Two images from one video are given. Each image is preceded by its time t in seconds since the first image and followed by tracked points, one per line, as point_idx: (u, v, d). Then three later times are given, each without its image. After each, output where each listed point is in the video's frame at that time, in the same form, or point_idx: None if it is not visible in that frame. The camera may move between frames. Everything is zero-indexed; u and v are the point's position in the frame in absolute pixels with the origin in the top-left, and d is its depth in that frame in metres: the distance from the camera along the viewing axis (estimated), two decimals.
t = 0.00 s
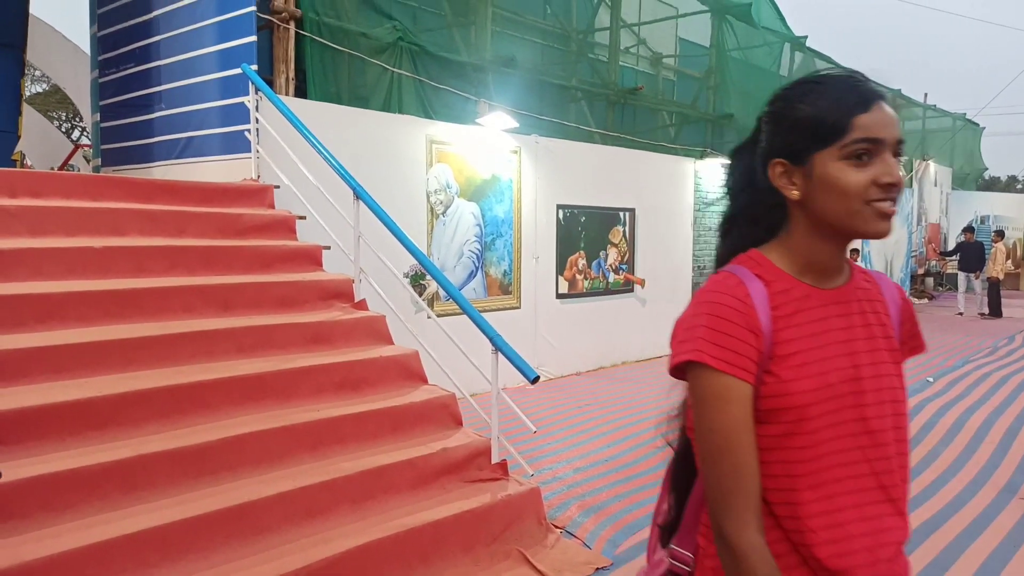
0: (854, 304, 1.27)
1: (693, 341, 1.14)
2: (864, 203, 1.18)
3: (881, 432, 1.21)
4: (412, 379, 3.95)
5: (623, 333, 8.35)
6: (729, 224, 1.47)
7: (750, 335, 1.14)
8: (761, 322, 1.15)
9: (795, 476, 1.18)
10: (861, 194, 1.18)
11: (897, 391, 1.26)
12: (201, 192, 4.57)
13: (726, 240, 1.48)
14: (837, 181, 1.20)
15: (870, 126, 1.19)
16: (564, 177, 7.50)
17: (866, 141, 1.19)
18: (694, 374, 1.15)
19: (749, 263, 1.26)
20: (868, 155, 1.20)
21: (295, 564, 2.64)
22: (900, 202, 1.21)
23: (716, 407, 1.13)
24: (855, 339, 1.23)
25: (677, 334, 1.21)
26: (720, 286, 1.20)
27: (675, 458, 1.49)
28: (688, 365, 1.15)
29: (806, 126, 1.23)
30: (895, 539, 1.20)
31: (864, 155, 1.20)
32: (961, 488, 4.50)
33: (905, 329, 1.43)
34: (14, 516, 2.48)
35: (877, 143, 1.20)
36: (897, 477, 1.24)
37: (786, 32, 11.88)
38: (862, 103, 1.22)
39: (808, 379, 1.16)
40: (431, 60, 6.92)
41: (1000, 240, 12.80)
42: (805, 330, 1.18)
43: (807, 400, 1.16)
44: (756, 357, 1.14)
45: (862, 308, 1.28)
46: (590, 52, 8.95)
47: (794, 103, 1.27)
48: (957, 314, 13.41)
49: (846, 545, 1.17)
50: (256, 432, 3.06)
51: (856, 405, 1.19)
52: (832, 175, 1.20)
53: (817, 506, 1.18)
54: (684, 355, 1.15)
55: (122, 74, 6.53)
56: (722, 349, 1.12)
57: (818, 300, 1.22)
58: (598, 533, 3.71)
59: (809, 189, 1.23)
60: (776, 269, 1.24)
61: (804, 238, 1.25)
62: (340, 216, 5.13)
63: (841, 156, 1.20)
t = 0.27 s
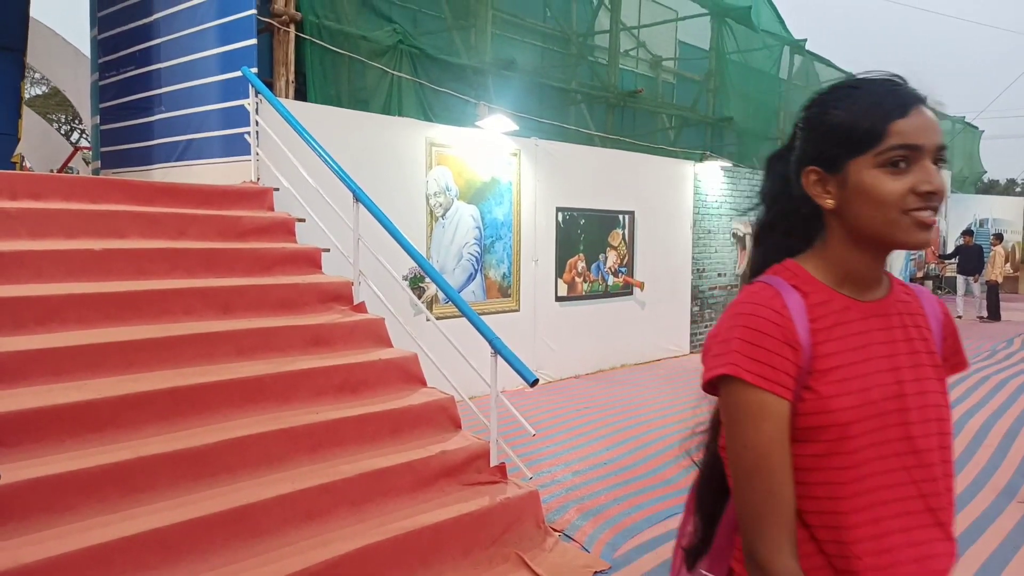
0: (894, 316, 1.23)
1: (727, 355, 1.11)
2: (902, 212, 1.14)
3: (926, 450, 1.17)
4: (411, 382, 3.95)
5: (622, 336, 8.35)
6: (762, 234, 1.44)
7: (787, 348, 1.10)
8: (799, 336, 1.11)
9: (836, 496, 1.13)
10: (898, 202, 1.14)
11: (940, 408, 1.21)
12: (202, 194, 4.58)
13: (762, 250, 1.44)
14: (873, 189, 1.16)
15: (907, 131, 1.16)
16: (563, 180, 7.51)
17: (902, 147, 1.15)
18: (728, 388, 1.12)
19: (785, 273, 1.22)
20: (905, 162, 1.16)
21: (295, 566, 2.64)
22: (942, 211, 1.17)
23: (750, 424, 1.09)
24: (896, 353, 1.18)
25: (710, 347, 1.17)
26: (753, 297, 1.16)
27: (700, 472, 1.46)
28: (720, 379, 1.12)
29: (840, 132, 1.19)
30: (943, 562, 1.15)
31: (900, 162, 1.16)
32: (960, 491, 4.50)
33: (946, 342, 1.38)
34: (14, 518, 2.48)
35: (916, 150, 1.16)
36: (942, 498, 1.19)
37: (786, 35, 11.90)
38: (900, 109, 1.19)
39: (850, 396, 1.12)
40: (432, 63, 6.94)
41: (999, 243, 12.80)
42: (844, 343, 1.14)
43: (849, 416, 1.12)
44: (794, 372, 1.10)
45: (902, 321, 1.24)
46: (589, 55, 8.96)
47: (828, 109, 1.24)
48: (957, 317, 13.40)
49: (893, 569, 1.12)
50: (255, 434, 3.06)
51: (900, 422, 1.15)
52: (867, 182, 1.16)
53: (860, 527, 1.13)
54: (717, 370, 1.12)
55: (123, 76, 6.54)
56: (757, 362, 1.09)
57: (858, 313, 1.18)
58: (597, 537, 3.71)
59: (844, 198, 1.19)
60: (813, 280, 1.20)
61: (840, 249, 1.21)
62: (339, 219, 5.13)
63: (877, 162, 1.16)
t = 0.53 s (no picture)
0: (939, 332, 1.21)
1: (765, 368, 1.11)
2: (942, 221, 1.13)
3: (974, 470, 1.14)
4: (408, 386, 3.94)
5: (618, 341, 8.35)
6: (800, 245, 1.43)
7: (829, 362, 1.09)
8: (842, 350, 1.10)
9: (879, 516, 1.11)
10: (939, 212, 1.12)
11: (990, 426, 1.18)
12: (199, 197, 4.57)
13: (800, 260, 1.42)
14: (912, 199, 1.15)
15: (947, 138, 1.14)
16: (561, 185, 7.51)
17: (942, 156, 1.14)
18: (767, 403, 1.11)
19: (825, 286, 1.21)
20: (945, 170, 1.14)
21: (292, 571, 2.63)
22: (986, 219, 1.15)
23: (787, 439, 1.09)
24: (943, 369, 1.16)
25: (748, 360, 1.17)
26: (793, 310, 1.16)
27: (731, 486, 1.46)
28: (759, 393, 1.11)
29: (878, 139, 1.19)
30: None
31: (940, 170, 1.15)
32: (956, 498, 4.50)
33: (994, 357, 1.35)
34: (11, 522, 2.46)
35: (957, 157, 1.14)
36: (994, 520, 1.16)
37: (782, 41, 11.96)
38: (941, 115, 1.17)
39: (896, 413, 1.10)
40: (430, 67, 6.95)
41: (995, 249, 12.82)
42: (889, 358, 1.13)
43: (898, 434, 1.10)
44: (836, 387, 1.09)
45: (947, 337, 1.21)
46: (587, 60, 8.98)
47: (864, 118, 1.23)
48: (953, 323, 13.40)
49: None
50: (253, 438, 3.05)
51: (949, 439, 1.12)
52: (906, 191, 1.15)
53: (912, 551, 1.10)
54: (754, 384, 1.12)
55: (120, 79, 6.53)
56: (797, 376, 1.08)
57: (901, 328, 1.16)
58: (594, 542, 3.71)
59: (882, 208, 1.18)
60: (854, 292, 1.19)
61: (880, 260, 1.20)
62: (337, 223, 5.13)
63: (916, 171, 1.15)
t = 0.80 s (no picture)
0: (991, 342, 1.16)
1: (812, 380, 1.06)
2: (993, 228, 1.08)
3: None
4: (406, 391, 3.93)
5: (617, 347, 8.34)
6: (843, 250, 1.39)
7: (881, 374, 1.04)
8: (894, 361, 1.05)
9: (931, 535, 1.07)
10: (989, 219, 1.08)
11: None
12: (198, 201, 4.57)
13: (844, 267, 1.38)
14: (959, 205, 1.10)
15: (996, 140, 1.09)
16: (560, 191, 7.52)
17: (991, 158, 1.09)
18: (815, 418, 1.06)
19: (873, 294, 1.16)
20: (995, 174, 1.09)
21: None
22: None
23: (831, 454, 1.04)
24: (999, 380, 1.12)
25: (796, 373, 1.12)
26: (841, 319, 1.11)
27: (771, 501, 1.41)
28: (807, 407, 1.06)
29: (920, 144, 1.14)
30: None
31: (988, 173, 1.10)
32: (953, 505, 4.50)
33: None
34: (7, 526, 2.45)
35: (1007, 160, 1.09)
36: None
37: (781, 48, 12.01)
38: (990, 114, 1.12)
39: (952, 429, 1.05)
40: (430, 73, 6.97)
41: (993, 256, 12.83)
42: (946, 370, 1.08)
43: (959, 449, 1.05)
44: (890, 401, 1.04)
45: (999, 346, 1.17)
46: (587, 66, 9.00)
47: (904, 120, 1.18)
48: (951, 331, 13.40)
49: None
50: (251, 442, 3.04)
51: (1009, 454, 1.08)
52: (952, 197, 1.11)
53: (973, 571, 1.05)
54: (803, 396, 1.06)
55: (120, 82, 6.54)
56: (849, 389, 1.03)
57: (954, 338, 1.11)
58: (592, 548, 3.70)
59: (929, 215, 1.14)
60: (903, 300, 1.14)
61: (929, 269, 1.16)
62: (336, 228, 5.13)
63: (963, 176, 1.10)
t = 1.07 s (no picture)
0: None
1: (867, 385, 1.03)
2: None
3: None
4: (405, 398, 3.93)
5: (616, 353, 8.34)
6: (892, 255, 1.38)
7: (939, 381, 1.02)
8: (953, 368, 1.03)
9: (984, 547, 1.05)
10: None
11: None
12: (198, 207, 4.58)
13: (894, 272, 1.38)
14: (1012, 204, 1.08)
15: None
16: (559, 197, 7.53)
17: None
18: (869, 424, 1.03)
19: (928, 298, 1.14)
20: None
21: None
22: None
23: (883, 461, 1.02)
24: None
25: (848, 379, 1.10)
26: (897, 324, 1.08)
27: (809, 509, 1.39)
28: (861, 413, 1.03)
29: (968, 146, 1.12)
30: None
31: None
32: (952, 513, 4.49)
33: None
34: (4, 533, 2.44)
35: None
36: None
37: (780, 55, 12.05)
38: None
39: (1014, 440, 1.02)
40: (429, 79, 6.98)
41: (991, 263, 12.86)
42: (1006, 380, 1.05)
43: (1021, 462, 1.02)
44: (948, 410, 1.02)
45: None
46: (586, 72, 9.03)
47: (950, 121, 1.17)
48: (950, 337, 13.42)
49: None
50: (249, 449, 3.04)
51: None
52: (1004, 197, 1.09)
53: None
54: (858, 401, 1.03)
55: (120, 88, 6.55)
56: (906, 397, 1.00)
57: (1011, 346, 1.09)
58: (591, 556, 3.69)
59: (982, 216, 1.12)
60: (960, 305, 1.12)
61: (984, 269, 1.15)
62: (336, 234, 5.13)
63: (1014, 175, 1.08)
